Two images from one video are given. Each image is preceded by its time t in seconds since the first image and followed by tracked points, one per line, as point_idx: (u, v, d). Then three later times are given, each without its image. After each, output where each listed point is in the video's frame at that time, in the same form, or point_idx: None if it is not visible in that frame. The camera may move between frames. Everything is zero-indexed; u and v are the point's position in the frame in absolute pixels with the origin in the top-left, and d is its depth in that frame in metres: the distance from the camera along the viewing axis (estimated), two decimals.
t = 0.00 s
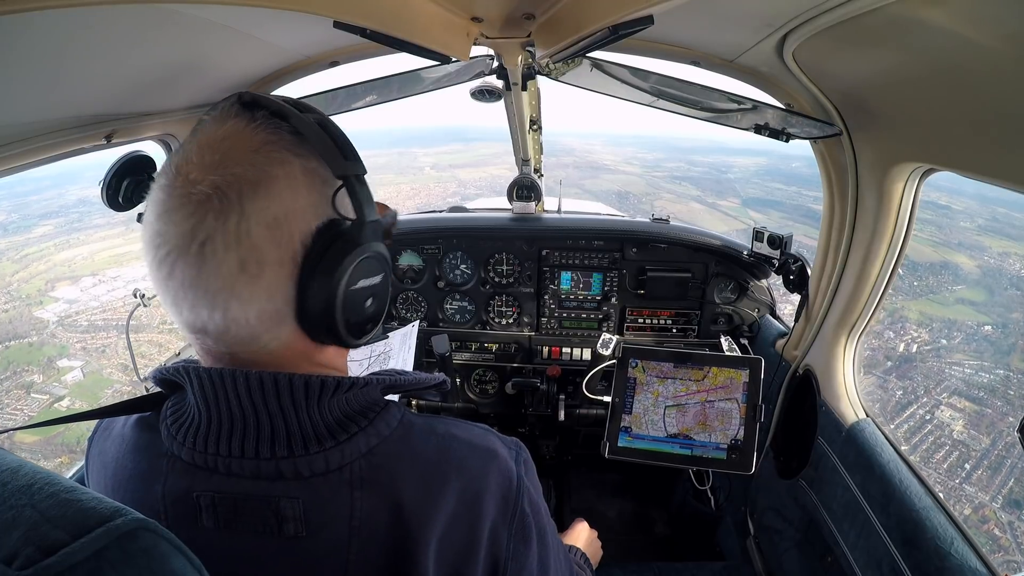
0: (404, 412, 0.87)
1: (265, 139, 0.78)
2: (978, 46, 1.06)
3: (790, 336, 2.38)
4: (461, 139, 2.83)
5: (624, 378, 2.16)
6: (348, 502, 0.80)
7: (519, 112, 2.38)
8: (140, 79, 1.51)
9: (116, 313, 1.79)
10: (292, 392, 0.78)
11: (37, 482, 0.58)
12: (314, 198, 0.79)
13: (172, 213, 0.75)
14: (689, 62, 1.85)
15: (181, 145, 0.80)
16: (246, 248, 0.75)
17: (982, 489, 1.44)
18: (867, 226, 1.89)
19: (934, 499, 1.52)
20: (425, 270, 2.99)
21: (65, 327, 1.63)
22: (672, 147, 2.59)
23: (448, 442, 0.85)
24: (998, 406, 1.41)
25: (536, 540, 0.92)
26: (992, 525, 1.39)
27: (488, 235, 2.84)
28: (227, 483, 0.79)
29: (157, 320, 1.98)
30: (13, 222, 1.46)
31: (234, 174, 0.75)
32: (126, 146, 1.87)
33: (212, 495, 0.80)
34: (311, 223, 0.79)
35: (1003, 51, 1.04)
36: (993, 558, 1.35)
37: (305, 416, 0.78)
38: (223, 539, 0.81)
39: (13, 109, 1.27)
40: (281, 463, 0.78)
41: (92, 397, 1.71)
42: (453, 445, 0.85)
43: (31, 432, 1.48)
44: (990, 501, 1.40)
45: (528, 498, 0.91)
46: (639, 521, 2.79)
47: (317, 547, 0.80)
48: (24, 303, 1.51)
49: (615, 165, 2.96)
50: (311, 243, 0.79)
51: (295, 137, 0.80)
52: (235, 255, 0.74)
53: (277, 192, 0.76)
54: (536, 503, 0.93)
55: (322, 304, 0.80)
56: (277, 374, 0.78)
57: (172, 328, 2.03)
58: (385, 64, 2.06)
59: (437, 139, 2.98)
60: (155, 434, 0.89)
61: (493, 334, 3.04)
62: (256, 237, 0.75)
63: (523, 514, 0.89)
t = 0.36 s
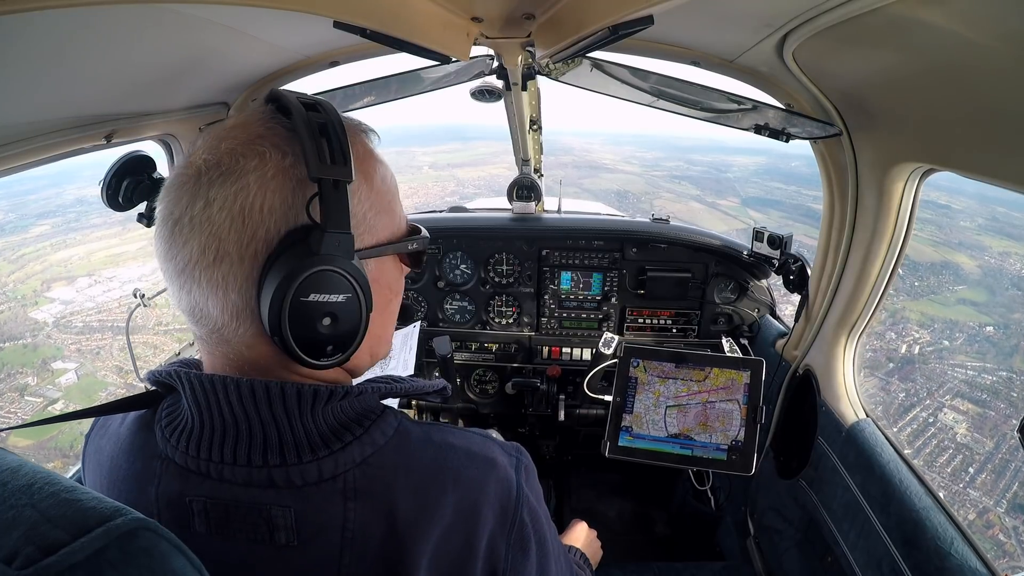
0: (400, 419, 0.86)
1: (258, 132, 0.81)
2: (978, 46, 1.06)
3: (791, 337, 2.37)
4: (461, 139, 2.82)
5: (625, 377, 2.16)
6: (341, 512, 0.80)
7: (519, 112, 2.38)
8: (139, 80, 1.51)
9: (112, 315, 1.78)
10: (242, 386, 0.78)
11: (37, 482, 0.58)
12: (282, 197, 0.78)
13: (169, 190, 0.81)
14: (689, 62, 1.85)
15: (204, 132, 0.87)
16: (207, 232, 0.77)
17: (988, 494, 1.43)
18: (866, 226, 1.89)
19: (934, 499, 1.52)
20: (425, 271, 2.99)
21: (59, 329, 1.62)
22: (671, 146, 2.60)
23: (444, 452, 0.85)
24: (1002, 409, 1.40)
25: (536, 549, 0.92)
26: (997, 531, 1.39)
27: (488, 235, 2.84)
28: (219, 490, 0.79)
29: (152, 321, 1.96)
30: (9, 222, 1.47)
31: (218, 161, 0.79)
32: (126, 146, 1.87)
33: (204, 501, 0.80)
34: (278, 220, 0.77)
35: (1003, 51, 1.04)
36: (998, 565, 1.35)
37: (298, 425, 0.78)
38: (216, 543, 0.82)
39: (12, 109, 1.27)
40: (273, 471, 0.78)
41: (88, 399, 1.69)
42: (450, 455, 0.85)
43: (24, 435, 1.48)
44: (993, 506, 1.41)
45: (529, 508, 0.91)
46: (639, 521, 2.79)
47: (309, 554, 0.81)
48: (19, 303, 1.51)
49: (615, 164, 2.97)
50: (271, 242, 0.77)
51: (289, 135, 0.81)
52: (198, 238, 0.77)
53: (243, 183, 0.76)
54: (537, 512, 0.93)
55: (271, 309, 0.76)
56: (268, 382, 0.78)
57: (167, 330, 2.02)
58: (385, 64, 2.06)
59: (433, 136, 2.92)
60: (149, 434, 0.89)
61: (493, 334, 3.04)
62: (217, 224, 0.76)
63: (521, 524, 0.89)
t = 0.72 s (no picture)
0: (395, 416, 0.87)
1: (250, 131, 0.81)
2: (978, 46, 1.06)
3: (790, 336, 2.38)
4: (460, 139, 2.82)
5: (625, 377, 2.16)
6: (337, 509, 0.80)
7: (519, 112, 2.38)
8: (139, 79, 1.51)
9: (109, 321, 1.77)
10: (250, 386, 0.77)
11: (37, 482, 0.58)
12: (286, 191, 0.78)
13: (157, 199, 0.79)
14: (689, 62, 1.85)
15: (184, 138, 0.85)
16: (210, 235, 0.75)
17: (995, 496, 1.41)
18: (866, 226, 1.89)
19: (934, 499, 1.52)
20: (425, 271, 2.99)
21: (58, 335, 1.63)
22: (670, 145, 2.60)
23: (439, 448, 0.85)
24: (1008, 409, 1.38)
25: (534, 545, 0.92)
26: (1006, 534, 1.36)
27: (488, 235, 2.84)
28: (216, 488, 0.80)
29: (150, 326, 1.95)
30: (8, 227, 1.47)
31: (213, 163, 0.77)
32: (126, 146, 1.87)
33: (201, 499, 0.80)
34: (283, 217, 0.78)
35: (1005, 49, 1.03)
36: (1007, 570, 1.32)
37: (294, 422, 0.78)
38: (213, 542, 0.82)
39: (11, 109, 1.27)
40: (269, 469, 0.78)
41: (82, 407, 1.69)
42: (445, 451, 0.85)
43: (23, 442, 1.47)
44: (1002, 508, 1.38)
45: (525, 503, 0.91)
46: (639, 521, 2.79)
47: (305, 552, 0.81)
48: (18, 309, 1.52)
49: (615, 164, 2.96)
50: (278, 239, 0.77)
51: (281, 133, 0.82)
52: (201, 242, 0.75)
53: (246, 182, 0.76)
54: (534, 508, 0.93)
55: (286, 304, 0.77)
56: (263, 380, 0.78)
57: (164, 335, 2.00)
58: (385, 64, 2.06)
59: (432, 138, 2.94)
60: (147, 435, 0.89)
61: (493, 334, 3.04)
62: (222, 226, 0.75)
63: (518, 519, 0.89)
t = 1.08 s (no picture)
0: (396, 419, 0.87)
1: (256, 131, 0.80)
2: (978, 46, 1.06)
3: (790, 336, 2.38)
4: (460, 139, 2.82)
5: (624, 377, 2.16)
6: (337, 513, 0.80)
7: (519, 112, 2.38)
8: (137, 79, 1.50)
9: (108, 326, 1.76)
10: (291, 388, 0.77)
11: (37, 483, 0.58)
12: (308, 187, 0.81)
13: (167, 207, 0.76)
14: (689, 62, 1.85)
15: (174, 141, 0.81)
16: (240, 238, 0.75)
17: (1003, 498, 1.38)
18: (866, 226, 1.89)
19: (934, 499, 1.52)
20: (425, 271, 2.99)
21: (56, 340, 1.63)
22: (670, 144, 2.58)
23: (441, 450, 0.85)
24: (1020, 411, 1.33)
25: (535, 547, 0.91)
26: (1016, 538, 1.34)
27: (488, 235, 2.84)
28: (216, 491, 0.79)
29: (149, 331, 1.96)
30: (8, 232, 1.49)
31: (227, 166, 0.76)
32: (126, 146, 1.88)
33: (200, 503, 0.80)
34: (306, 211, 0.80)
35: (1006, 49, 1.03)
36: None
37: (294, 425, 0.78)
38: (213, 545, 0.82)
39: (10, 109, 1.27)
40: (269, 472, 0.78)
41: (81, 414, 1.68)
42: (446, 454, 0.85)
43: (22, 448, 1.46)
44: (1012, 512, 1.36)
45: (526, 505, 0.90)
46: (639, 521, 2.79)
47: (305, 555, 0.81)
48: (16, 313, 1.52)
49: (616, 164, 2.90)
50: (305, 234, 0.80)
51: (286, 129, 0.82)
52: (230, 246, 0.75)
53: (273, 180, 0.77)
54: (534, 511, 0.92)
55: (323, 294, 0.81)
56: (263, 383, 0.78)
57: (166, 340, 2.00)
58: (385, 64, 2.06)
59: (432, 139, 2.90)
60: (145, 439, 0.88)
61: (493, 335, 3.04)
62: (252, 227, 0.75)
63: (518, 521, 0.88)
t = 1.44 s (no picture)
0: (392, 423, 0.87)
1: (227, 131, 0.81)
2: (978, 46, 1.06)
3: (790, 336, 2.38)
4: (461, 140, 2.82)
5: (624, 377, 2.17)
6: (332, 518, 0.80)
7: (519, 112, 2.38)
8: (137, 79, 1.50)
9: (106, 330, 1.77)
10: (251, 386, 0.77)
11: (37, 482, 0.58)
12: (271, 185, 0.79)
13: (140, 206, 0.78)
14: (688, 62, 1.85)
15: (161, 144, 0.85)
16: (198, 236, 0.75)
17: (1012, 503, 1.36)
18: (867, 226, 1.89)
19: (934, 499, 1.52)
20: (425, 271, 2.99)
21: (55, 344, 1.62)
22: (672, 143, 2.59)
23: (437, 455, 0.85)
24: None
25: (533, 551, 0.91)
26: None
27: (488, 235, 2.84)
28: (211, 493, 0.79)
29: (148, 335, 1.96)
30: (8, 234, 1.49)
31: (192, 165, 0.77)
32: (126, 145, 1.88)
33: (196, 506, 0.80)
34: (269, 210, 0.78)
35: (1007, 49, 1.03)
36: None
37: (289, 428, 0.78)
38: (208, 548, 0.81)
39: (10, 109, 1.27)
40: (264, 475, 0.78)
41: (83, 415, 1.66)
42: (443, 459, 0.85)
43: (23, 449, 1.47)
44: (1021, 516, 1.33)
45: (526, 508, 0.90)
46: (639, 522, 2.78)
47: (299, 559, 0.81)
48: (15, 318, 1.51)
49: (616, 164, 2.95)
50: (267, 233, 0.78)
51: (258, 128, 0.82)
52: (189, 244, 0.75)
53: (231, 178, 0.76)
54: (535, 513, 0.92)
55: (281, 297, 0.78)
56: (257, 385, 0.78)
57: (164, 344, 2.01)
58: (385, 64, 2.06)
59: (434, 140, 2.98)
60: (142, 440, 0.88)
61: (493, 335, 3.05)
62: (210, 225, 0.75)
63: (516, 525, 0.88)
